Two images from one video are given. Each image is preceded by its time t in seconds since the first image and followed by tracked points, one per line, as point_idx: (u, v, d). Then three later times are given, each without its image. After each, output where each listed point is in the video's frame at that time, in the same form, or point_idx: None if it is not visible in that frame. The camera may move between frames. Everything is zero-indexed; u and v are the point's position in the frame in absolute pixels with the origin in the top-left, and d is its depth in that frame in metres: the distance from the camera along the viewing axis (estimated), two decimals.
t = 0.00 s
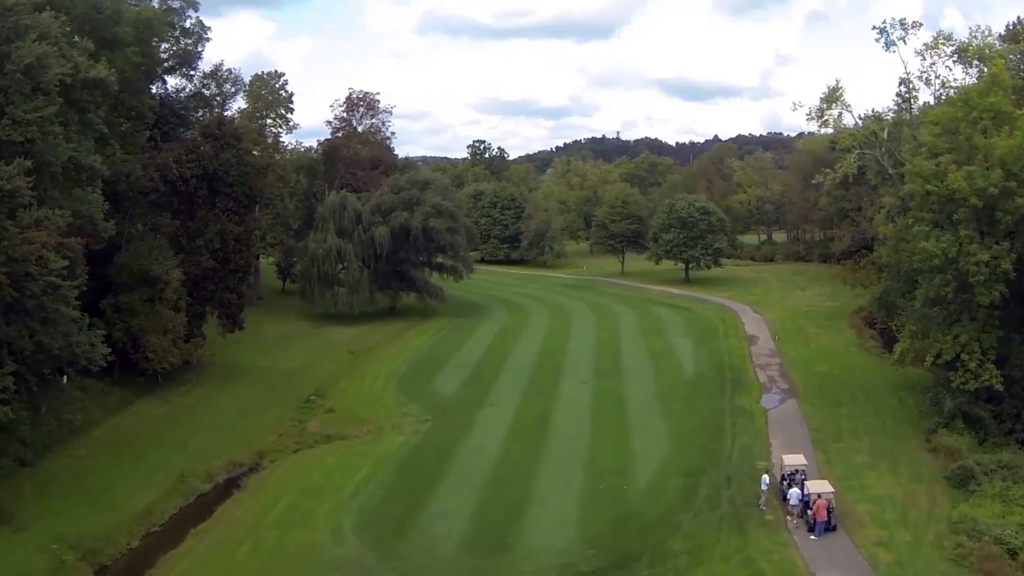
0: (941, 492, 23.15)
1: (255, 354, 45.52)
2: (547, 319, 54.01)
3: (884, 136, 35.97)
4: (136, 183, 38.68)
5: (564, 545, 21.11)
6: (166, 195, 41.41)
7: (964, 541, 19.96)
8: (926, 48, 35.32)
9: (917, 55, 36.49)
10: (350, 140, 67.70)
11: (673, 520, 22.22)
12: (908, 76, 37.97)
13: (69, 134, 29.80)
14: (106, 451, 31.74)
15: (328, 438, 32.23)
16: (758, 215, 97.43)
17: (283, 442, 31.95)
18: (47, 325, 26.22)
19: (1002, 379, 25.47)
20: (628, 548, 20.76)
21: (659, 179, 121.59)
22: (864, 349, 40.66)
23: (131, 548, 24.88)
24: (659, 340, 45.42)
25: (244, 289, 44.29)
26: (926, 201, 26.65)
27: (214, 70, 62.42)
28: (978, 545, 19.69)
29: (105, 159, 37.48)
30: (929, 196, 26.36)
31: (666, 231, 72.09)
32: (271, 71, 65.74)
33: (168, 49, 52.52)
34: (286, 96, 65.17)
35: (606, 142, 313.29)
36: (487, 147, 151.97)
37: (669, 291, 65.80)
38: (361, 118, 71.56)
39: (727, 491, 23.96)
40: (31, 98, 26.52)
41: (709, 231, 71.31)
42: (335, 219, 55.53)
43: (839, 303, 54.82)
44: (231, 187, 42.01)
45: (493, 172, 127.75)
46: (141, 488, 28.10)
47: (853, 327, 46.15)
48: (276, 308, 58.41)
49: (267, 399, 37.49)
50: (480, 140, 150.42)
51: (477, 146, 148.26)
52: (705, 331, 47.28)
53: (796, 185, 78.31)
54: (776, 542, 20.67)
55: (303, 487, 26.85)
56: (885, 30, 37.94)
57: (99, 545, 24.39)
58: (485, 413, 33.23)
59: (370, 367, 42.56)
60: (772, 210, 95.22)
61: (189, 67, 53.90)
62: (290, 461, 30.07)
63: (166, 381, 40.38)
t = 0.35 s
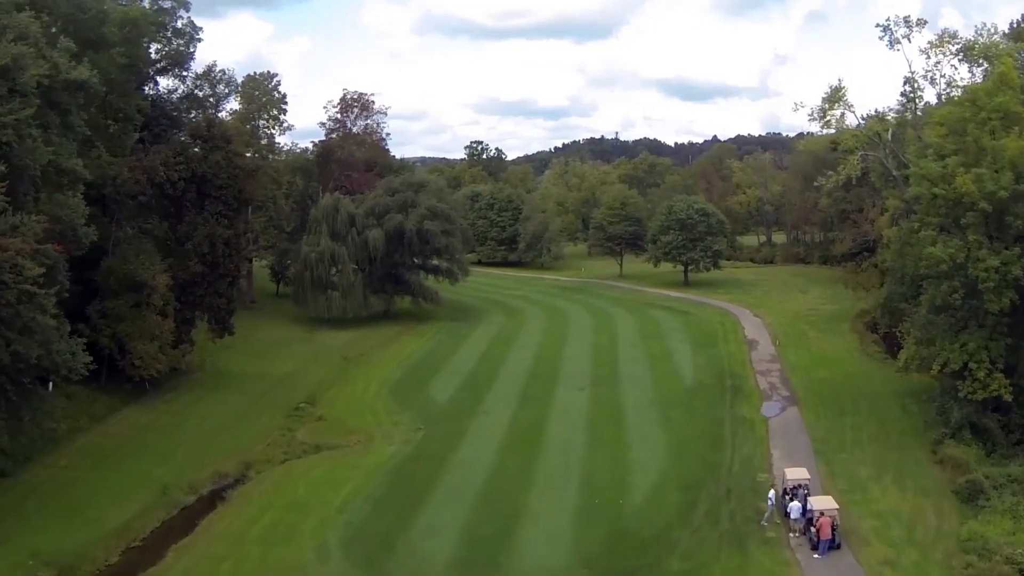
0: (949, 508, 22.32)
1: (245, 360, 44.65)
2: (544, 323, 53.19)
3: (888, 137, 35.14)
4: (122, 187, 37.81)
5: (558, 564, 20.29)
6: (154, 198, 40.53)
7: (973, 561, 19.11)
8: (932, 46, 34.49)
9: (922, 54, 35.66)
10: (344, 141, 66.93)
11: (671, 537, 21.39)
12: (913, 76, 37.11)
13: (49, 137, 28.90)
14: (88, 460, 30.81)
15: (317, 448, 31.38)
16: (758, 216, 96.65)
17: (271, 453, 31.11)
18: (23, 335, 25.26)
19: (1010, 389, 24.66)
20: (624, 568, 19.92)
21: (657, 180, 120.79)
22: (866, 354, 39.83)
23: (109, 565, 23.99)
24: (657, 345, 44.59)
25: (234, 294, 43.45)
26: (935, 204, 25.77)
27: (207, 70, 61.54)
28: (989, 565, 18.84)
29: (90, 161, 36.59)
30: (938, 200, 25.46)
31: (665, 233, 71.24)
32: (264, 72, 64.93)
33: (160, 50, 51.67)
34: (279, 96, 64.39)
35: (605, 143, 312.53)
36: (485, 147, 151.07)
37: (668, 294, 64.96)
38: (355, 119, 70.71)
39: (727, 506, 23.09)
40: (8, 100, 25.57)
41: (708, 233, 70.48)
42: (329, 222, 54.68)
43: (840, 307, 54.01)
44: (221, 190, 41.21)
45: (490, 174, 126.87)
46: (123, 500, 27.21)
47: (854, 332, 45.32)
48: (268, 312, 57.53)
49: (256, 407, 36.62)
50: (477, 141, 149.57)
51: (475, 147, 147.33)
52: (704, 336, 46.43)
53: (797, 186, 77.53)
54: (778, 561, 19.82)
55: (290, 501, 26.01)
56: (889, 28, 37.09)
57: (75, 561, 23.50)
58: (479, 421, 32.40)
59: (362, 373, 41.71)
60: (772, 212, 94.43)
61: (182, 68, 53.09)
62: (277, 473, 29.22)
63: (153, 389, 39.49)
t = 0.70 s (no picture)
0: (958, 524, 21.48)
1: (236, 367, 43.78)
2: (541, 327, 52.33)
3: (893, 139, 34.29)
4: (108, 191, 37.08)
5: None
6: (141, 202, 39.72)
7: None
8: (937, 44, 33.63)
9: (927, 53, 34.81)
10: (338, 141, 66.25)
11: (669, 556, 20.52)
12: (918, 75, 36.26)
13: (28, 140, 27.88)
14: (69, 472, 29.92)
15: (305, 460, 30.53)
16: (758, 217, 95.81)
17: (257, 465, 30.25)
18: None
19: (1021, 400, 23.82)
20: None
21: (656, 181, 119.92)
22: (869, 360, 38.97)
23: None
24: (656, 350, 43.73)
25: (223, 300, 42.62)
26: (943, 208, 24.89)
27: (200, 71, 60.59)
28: None
29: (76, 164, 35.85)
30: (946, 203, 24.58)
31: (664, 235, 70.35)
32: (258, 73, 64.06)
33: (153, 50, 50.72)
34: (273, 97, 63.54)
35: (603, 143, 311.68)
36: (483, 148, 150.10)
37: (667, 296, 64.07)
38: (350, 120, 69.87)
39: (728, 523, 22.21)
40: None
41: (708, 235, 69.60)
42: (322, 225, 53.81)
43: (842, 310, 53.14)
44: (209, 194, 40.48)
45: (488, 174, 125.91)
46: (103, 515, 26.33)
47: (856, 336, 44.47)
48: (261, 316, 56.65)
49: (244, 416, 35.75)
50: (476, 142, 148.76)
51: (473, 148, 146.28)
52: (704, 340, 45.56)
53: (797, 187, 76.70)
54: None
55: (275, 516, 25.17)
56: (893, 26, 36.23)
57: None
58: (472, 431, 31.54)
59: (354, 380, 40.87)
60: (772, 213, 93.51)
61: (174, 69, 52.30)
62: (264, 485, 28.37)
63: (140, 397, 38.60)
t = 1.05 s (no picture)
0: (967, 542, 20.60)
1: (225, 374, 42.91)
2: (538, 331, 51.45)
3: (897, 140, 33.38)
4: (93, 194, 35.88)
5: None
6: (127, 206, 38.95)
7: None
8: (944, 43, 32.72)
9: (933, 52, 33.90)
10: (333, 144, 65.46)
11: None
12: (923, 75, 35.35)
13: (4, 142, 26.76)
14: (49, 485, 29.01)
15: (292, 472, 29.67)
16: (758, 218, 94.97)
17: (243, 477, 29.39)
18: None
19: None
20: None
21: (655, 182, 119.05)
22: (872, 366, 38.07)
23: None
24: (654, 356, 42.86)
25: (211, 306, 41.83)
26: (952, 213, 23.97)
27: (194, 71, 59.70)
28: None
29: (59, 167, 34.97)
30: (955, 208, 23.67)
31: (663, 237, 69.48)
32: (252, 74, 63.14)
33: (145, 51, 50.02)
34: (267, 98, 62.72)
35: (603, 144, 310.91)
36: (481, 149, 149.28)
37: (666, 300, 63.23)
38: (344, 121, 68.18)
39: (728, 541, 21.32)
40: None
41: (708, 238, 68.75)
42: (315, 228, 52.90)
43: (844, 314, 52.26)
44: (197, 199, 39.90)
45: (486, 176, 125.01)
46: (81, 531, 25.45)
47: (859, 341, 43.59)
48: (253, 321, 55.78)
49: (231, 426, 34.87)
50: (474, 143, 147.90)
51: (470, 150, 145.24)
52: (704, 345, 44.68)
53: (798, 188, 75.83)
54: None
55: (258, 533, 24.30)
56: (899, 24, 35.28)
57: None
58: (464, 442, 30.67)
59: (346, 387, 40.01)
60: (772, 214, 92.66)
61: (167, 70, 51.64)
62: (249, 499, 27.51)
63: (126, 405, 37.70)
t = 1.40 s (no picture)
0: (975, 562, 19.71)
1: (213, 381, 42.03)
2: (533, 336, 50.57)
3: (901, 142, 32.47)
4: (76, 199, 34.65)
5: None
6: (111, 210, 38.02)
7: None
8: (949, 42, 31.83)
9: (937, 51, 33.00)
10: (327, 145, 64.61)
11: None
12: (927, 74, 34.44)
13: None
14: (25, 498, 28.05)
15: (276, 485, 28.78)
16: (758, 219, 94.09)
17: (225, 490, 28.49)
18: None
19: None
20: None
21: (654, 183, 118.17)
22: (874, 373, 37.17)
23: None
24: (651, 362, 41.94)
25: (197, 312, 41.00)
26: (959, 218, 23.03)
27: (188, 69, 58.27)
28: None
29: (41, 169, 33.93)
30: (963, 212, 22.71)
31: (662, 240, 68.60)
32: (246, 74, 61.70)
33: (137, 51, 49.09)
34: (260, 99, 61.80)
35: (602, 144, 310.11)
36: (479, 150, 148.34)
37: (664, 303, 62.33)
38: (338, 122, 67.81)
39: (725, 562, 20.40)
40: None
41: (707, 240, 67.86)
42: (307, 231, 52.04)
43: (844, 318, 51.36)
44: (183, 203, 39.10)
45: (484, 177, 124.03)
46: (54, 547, 24.52)
47: (860, 347, 42.68)
48: (245, 325, 54.89)
49: (216, 435, 33.95)
50: (472, 144, 146.96)
51: (469, 151, 143.98)
52: (702, 351, 43.78)
53: (798, 189, 74.90)
54: None
55: (237, 551, 23.39)
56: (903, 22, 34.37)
57: None
58: (454, 453, 29.76)
59: (336, 395, 39.12)
60: (772, 215, 91.80)
61: (159, 70, 50.65)
62: (230, 514, 26.61)
63: (110, 414, 36.76)
